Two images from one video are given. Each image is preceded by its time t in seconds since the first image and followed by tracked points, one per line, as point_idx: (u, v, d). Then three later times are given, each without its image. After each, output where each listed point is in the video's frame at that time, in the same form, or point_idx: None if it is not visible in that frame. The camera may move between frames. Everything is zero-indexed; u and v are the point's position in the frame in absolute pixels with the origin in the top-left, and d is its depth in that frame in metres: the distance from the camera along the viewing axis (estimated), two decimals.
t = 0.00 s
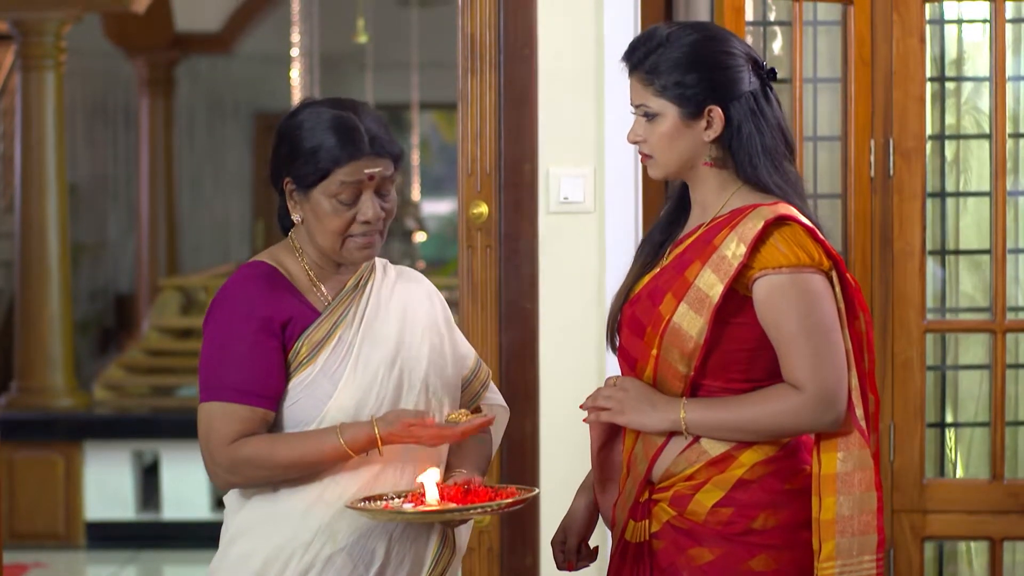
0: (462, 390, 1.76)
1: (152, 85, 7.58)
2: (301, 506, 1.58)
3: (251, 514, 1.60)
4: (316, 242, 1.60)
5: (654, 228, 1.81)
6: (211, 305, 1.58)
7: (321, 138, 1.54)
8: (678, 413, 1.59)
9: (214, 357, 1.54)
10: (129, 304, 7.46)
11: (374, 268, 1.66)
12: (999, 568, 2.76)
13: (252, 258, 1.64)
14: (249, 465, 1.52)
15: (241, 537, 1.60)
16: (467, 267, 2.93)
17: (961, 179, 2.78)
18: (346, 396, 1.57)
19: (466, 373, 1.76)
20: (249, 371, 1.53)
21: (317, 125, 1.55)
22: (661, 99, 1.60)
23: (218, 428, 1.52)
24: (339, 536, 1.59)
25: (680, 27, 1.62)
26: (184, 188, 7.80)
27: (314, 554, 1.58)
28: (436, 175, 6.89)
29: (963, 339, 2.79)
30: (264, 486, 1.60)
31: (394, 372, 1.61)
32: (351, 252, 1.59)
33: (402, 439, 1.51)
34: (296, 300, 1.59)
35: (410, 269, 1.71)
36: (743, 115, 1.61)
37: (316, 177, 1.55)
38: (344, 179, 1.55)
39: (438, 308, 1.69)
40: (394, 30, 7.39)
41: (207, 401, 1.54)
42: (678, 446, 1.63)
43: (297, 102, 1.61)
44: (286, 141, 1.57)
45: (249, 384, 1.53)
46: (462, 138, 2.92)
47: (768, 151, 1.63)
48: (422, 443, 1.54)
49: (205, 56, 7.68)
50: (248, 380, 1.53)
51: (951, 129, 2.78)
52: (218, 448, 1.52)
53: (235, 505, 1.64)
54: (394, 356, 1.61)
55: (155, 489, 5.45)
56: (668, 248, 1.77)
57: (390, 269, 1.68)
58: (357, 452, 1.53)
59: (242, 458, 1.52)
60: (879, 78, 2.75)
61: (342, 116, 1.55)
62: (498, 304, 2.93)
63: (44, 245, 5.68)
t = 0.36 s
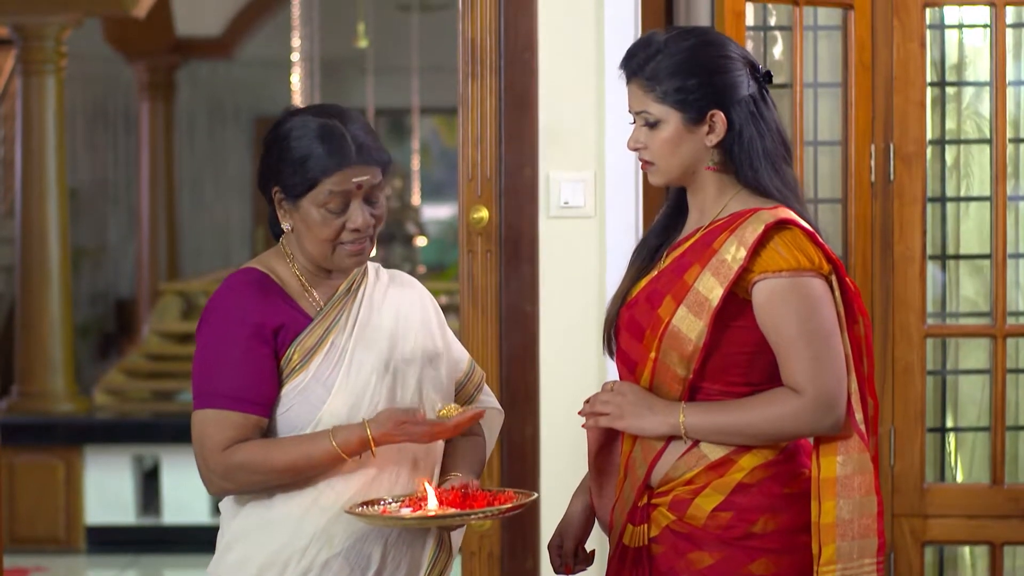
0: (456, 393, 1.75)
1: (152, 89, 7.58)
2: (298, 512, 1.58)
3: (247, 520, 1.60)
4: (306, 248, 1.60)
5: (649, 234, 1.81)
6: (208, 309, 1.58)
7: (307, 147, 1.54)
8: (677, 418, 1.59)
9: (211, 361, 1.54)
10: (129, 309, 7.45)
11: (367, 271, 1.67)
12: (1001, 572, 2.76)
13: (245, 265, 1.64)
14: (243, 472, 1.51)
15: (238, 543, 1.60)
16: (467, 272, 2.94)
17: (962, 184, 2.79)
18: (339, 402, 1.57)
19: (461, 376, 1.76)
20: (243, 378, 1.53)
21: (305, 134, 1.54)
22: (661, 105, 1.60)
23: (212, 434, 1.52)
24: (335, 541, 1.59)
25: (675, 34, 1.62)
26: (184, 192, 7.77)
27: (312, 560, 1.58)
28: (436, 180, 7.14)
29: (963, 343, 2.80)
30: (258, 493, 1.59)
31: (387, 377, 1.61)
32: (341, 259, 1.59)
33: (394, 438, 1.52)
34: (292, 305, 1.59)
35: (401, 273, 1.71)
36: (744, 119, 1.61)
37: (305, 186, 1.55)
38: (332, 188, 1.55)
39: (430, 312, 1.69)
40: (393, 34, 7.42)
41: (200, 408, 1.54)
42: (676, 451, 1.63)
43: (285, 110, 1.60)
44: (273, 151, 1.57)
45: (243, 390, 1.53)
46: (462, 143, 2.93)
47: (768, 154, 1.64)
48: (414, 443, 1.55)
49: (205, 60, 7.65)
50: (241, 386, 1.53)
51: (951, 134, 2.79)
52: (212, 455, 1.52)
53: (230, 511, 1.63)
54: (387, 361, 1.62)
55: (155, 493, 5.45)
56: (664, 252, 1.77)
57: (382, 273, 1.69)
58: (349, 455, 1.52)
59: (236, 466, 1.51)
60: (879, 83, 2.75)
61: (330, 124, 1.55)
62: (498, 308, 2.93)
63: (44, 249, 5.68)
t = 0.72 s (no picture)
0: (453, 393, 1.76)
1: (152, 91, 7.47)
2: (296, 512, 1.58)
3: (245, 519, 1.59)
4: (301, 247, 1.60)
5: (644, 235, 1.81)
6: (205, 308, 1.57)
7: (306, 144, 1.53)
8: (677, 417, 1.59)
9: (208, 361, 1.53)
10: (129, 308, 7.44)
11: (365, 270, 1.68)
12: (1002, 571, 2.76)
13: (241, 265, 1.63)
14: (242, 473, 1.51)
15: (236, 543, 1.59)
16: (468, 271, 2.94)
17: (963, 184, 2.79)
18: (336, 402, 1.57)
19: (457, 375, 1.76)
20: (242, 377, 1.52)
21: (304, 132, 1.54)
22: (661, 105, 1.59)
23: (209, 435, 1.51)
24: (333, 540, 1.59)
25: (675, 34, 1.62)
26: (184, 192, 7.78)
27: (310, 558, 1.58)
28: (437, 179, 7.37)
29: (963, 343, 2.80)
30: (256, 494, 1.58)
31: (383, 377, 1.62)
32: (336, 258, 1.59)
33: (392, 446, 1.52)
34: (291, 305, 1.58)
35: (397, 273, 1.72)
36: (743, 118, 1.62)
37: (303, 184, 1.54)
38: (330, 186, 1.54)
39: (427, 312, 1.69)
40: (393, 34, 7.45)
41: (196, 409, 1.53)
42: (674, 452, 1.63)
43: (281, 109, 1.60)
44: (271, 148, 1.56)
45: (241, 391, 1.52)
46: (463, 142, 2.93)
47: (766, 151, 1.65)
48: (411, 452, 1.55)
49: (205, 60, 7.64)
50: (238, 387, 1.52)
51: (952, 133, 2.79)
52: (208, 456, 1.51)
53: (226, 512, 1.62)
54: (383, 361, 1.62)
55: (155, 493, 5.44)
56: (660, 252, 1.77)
57: (379, 273, 1.69)
58: (347, 460, 1.53)
59: (235, 466, 1.51)
60: (880, 82, 2.75)
61: (328, 122, 1.55)
62: (499, 308, 2.93)
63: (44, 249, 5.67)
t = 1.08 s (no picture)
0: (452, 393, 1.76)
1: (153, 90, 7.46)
2: (297, 513, 1.58)
3: (245, 521, 1.59)
4: (321, 233, 1.59)
5: (641, 234, 1.81)
6: (206, 309, 1.56)
7: (311, 125, 1.55)
8: (677, 417, 1.59)
9: (208, 362, 1.52)
10: (129, 309, 7.43)
11: (362, 270, 1.68)
12: (1001, 570, 2.76)
13: (242, 266, 1.62)
14: (245, 475, 1.50)
15: (235, 545, 1.59)
16: (467, 271, 2.94)
17: (962, 184, 2.79)
18: (340, 404, 1.56)
19: (455, 377, 1.77)
20: (244, 379, 1.51)
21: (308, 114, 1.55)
22: (661, 105, 1.59)
23: (213, 437, 1.51)
24: (334, 541, 1.58)
25: (671, 35, 1.62)
26: (184, 192, 7.77)
27: (310, 560, 1.58)
28: (437, 181, 7.35)
29: (963, 343, 2.80)
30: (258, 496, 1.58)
31: (385, 378, 1.62)
32: (357, 236, 1.58)
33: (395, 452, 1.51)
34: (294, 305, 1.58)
35: (395, 273, 1.72)
36: (743, 117, 1.62)
37: (316, 164, 1.55)
38: (343, 159, 1.55)
39: (425, 313, 1.70)
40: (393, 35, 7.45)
41: (198, 411, 1.52)
42: (674, 452, 1.63)
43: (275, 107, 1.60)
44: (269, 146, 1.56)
45: (243, 392, 1.51)
46: (462, 142, 2.92)
47: (765, 152, 1.65)
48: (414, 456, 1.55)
49: (205, 60, 7.64)
50: (240, 388, 1.51)
51: (952, 133, 2.79)
52: (212, 457, 1.51)
53: (226, 512, 1.62)
54: (385, 362, 1.62)
55: (155, 493, 5.44)
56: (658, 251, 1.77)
57: (377, 273, 1.69)
58: (351, 463, 1.52)
59: (239, 468, 1.50)
60: (879, 82, 2.75)
61: (327, 105, 1.57)
62: (499, 308, 2.92)
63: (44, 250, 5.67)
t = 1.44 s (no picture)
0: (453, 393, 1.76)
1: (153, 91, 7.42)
2: (304, 513, 1.57)
3: (252, 521, 1.58)
4: (334, 216, 1.59)
5: (640, 235, 1.82)
6: (211, 311, 1.56)
7: (311, 114, 1.57)
8: (678, 416, 1.59)
9: (214, 363, 1.52)
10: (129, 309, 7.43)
11: (365, 270, 1.68)
12: (1000, 570, 2.76)
13: (247, 265, 1.62)
14: (256, 475, 1.49)
15: (241, 545, 1.58)
16: (467, 272, 2.94)
17: (962, 183, 2.79)
18: (352, 405, 1.56)
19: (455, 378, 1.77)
20: (251, 379, 1.50)
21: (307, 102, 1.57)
22: (664, 104, 1.59)
23: (222, 438, 1.49)
24: (341, 542, 1.58)
25: (672, 35, 1.62)
26: (184, 192, 7.77)
27: (317, 560, 1.57)
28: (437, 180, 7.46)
29: (963, 342, 2.80)
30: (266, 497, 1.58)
31: (394, 378, 1.61)
32: (370, 209, 1.61)
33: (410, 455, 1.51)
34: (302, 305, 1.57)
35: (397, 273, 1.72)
36: (744, 118, 1.62)
37: (321, 147, 1.56)
38: (345, 139, 1.57)
39: (428, 314, 1.70)
40: (394, 34, 7.45)
41: (207, 411, 1.51)
42: (675, 451, 1.62)
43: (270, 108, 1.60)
44: (272, 141, 1.57)
45: (250, 392, 1.50)
46: (463, 143, 2.92)
47: (766, 154, 1.65)
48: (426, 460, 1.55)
49: (206, 60, 7.63)
50: (251, 388, 1.50)
51: (951, 133, 2.79)
52: (223, 457, 1.49)
53: (231, 512, 1.61)
54: (393, 363, 1.62)
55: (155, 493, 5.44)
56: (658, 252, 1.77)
57: (380, 274, 1.69)
58: (364, 464, 1.51)
59: (250, 468, 1.49)
60: (879, 83, 2.75)
61: (319, 97, 1.59)
62: (499, 308, 2.92)
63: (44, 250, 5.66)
